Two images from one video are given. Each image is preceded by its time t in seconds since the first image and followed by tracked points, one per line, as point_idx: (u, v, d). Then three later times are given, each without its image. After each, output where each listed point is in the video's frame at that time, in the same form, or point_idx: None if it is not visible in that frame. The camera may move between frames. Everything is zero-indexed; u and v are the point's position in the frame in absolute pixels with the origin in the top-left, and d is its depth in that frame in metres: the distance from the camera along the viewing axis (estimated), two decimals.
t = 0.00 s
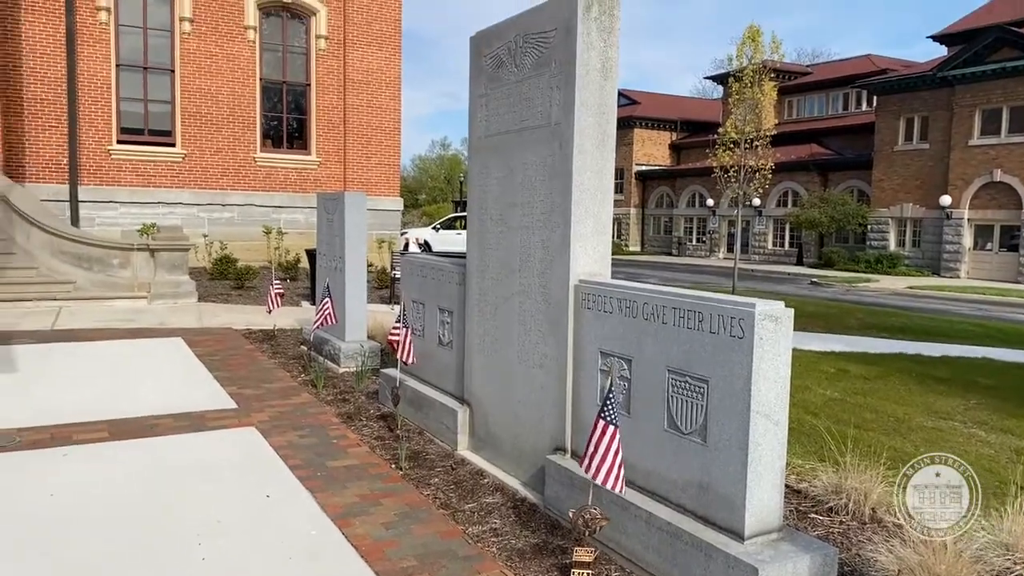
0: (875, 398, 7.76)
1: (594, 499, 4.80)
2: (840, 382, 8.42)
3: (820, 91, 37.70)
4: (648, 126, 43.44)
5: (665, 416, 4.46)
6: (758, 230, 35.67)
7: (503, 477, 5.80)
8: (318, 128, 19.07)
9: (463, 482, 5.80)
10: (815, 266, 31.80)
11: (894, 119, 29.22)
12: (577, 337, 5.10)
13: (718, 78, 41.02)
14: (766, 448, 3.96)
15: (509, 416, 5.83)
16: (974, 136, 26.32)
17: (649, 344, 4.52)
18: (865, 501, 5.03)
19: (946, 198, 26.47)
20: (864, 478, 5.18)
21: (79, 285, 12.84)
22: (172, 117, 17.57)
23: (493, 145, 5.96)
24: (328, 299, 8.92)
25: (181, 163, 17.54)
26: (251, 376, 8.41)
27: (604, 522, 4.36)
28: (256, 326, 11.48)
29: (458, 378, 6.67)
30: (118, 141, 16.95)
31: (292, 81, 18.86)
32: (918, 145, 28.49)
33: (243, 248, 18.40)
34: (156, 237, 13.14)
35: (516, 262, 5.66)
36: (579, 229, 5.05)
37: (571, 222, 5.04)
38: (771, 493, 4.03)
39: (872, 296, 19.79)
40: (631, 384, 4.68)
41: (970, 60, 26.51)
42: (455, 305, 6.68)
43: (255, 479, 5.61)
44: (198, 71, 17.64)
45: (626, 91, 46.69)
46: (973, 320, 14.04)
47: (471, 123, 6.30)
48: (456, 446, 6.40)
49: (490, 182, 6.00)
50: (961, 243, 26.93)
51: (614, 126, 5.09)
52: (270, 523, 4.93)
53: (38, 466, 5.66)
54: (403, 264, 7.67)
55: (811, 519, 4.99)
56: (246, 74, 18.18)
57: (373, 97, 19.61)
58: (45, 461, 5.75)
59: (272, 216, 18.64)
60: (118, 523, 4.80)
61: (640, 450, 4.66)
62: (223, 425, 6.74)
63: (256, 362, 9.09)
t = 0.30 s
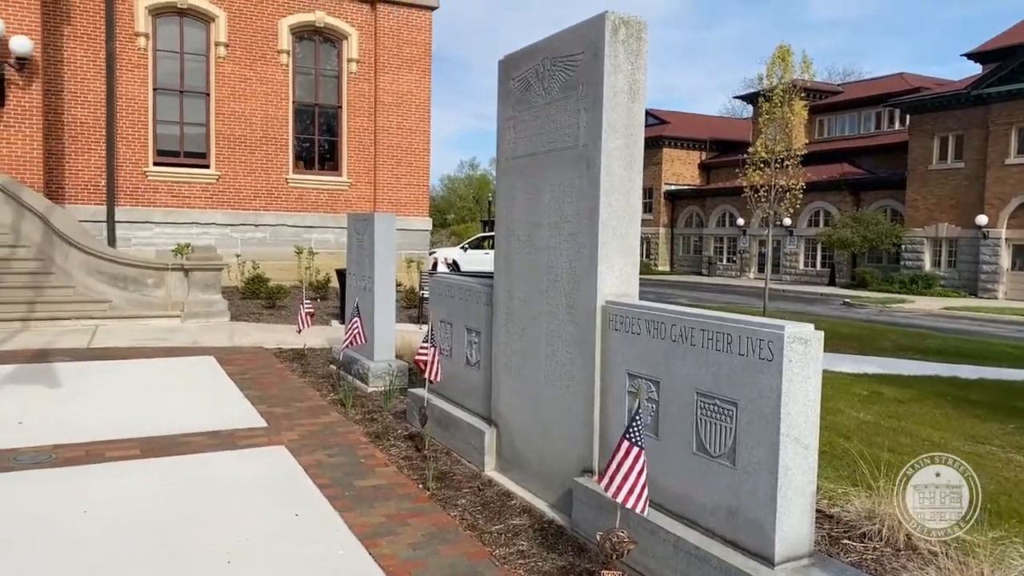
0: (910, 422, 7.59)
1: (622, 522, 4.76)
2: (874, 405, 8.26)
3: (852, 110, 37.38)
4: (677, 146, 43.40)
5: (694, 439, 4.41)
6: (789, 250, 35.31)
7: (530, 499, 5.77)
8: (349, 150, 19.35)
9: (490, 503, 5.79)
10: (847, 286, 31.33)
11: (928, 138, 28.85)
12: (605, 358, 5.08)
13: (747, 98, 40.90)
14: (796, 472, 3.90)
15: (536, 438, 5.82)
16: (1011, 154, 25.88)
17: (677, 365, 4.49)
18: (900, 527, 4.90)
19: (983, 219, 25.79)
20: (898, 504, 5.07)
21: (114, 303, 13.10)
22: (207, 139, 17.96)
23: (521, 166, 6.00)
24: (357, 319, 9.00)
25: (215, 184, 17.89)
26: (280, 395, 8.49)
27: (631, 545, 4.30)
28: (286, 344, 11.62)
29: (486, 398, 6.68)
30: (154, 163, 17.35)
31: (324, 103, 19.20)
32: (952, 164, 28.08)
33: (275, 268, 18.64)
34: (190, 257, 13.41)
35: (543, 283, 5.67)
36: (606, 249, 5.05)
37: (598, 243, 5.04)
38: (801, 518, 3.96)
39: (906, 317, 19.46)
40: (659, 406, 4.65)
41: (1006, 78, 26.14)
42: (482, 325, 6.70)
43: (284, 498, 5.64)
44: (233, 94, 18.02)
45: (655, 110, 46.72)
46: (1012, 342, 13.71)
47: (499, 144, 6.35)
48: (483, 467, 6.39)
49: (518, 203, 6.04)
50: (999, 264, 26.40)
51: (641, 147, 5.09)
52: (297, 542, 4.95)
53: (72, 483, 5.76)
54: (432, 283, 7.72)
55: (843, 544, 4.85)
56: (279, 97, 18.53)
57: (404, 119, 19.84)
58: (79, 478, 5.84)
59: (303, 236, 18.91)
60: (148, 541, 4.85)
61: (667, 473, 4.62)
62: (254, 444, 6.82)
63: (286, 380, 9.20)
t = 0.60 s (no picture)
0: (946, 445, 7.42)
1: (650, 543, 4.70)
2: (908, 426, 8.10)
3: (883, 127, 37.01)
4: (706, 164, 43.29)
5: (723, 461, 4.36)
6: (820, 269, 34.90)
7: (557, 520, 5.74)
8: (378, 170, 19.58)
9: (517, 523, 5.76)
10: (880, 305, 30.84)
11: (962, 155, 28.44)
12: (633, 378, 5.06)
13: (777, 116, 40.70)
14: (828, 494, 3.83)
15: (563, 458, 5.79)
16: None
17: (706, 386, 4.46)
18: (935, 552, 4.76)
19: (1020, 235, 24.74)
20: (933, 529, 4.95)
21: (148, 321, 13.32)
22: (240, 160, 18.30)
23: (548, 186, 6.02)
24: (385, 337, 9.08)
25: (247, 205, 18.20)
26: (309, 412, 8.56)
27: (660, 567, 4.23)
28: (315, 362, 11.72)
29: (513, 418, 6.67)
30: (188, 183, 17.70)
31: (353, 124, 19.47)
32: (987, 182, 27.64)
33: (305, 286, 18.83)
34: (223, 276, 13.62)
35: (571, 302, 5.67)
36: (633, 269, 5.04)
37: (626, 263, 5.03)
38: (833, 542, 3.89)
39: (941, 337, 19.11)
40: (688, 427, 4.60)
41: None
42: (509, 344, 6.71)
43: (312, 516, 5.66)
44: (266, 115, 18.35)
45: (683, 129, 46.67)
46: None
47: (527, 164, 6.39)
48: (510, 487, 6.37)
49: (545, 223, 6.06)
50: None
51: (669, 167, 5.09)
52: (325, 560, 4.96)
53: (105, 498, 5.84)
54: (459, 302, 7.76)
55: (876, 569, 4.68)
56: (310, 118, 18.83)
57: (432, 140, 20.01)
58: (112, 493, 5.94)
59: (333, 255, 19.11)
60: (179, 556, 4.90)
61: (696, 494, 4.57)
62: (283, 461, 6.88)
63: (315, 398, 9.27)
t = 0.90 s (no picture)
0: (983, 467, 7.26)
1: (679, 565, 4.66)
2: (942, 448, 7.95)
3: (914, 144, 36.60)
4: (734, 182, 43.08)
5: (753, 481, 4.32)
6: (851, 286, 34.45)
7: (585, 540, 5.71)
8: (407, 189, 19.80)
9: (545, 543, 5.75)
10: (913, 323, 30.33)
11: (996, 172, 28.01)
12: (661, 397, 5.04)
13: (806, 132, 40.43)
14: (860, 517, 3.77)
15: (591, 477, 5.77)
16: None
17: (735, 406, 4.42)
18: None
19: None
20: (970, 554, 4.85)
21: (180, 338, 13.52)
22: (271, 179, 18.61)
23: (576, 205, 6.04)
24: (413, 354, 9.13)
25: (277, 223, 18.47)
26: (338, 429, 8.62)
27: None
28: (344, 379, 11.80)
29: (540, 436, 6.66)
30: (220, 202, 18.03)
31: (382, 143, 19.71)
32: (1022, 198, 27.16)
33: (333, 303, 19.02)
34: (254, 293, 13.80)
35: (599, 320, 5.67)
36: (661, 287, 5.03)
37: (654, 282, 5.02)
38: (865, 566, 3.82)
39: (977, 356, 18.73)
40: (718, 447, 4.57)
41: None
42: (536, 363, 6.72)
43: (339, 534, 5.68)
44: (297, 136, 18.66)
45: (711, 146, 46.53)
46: None
47: (554, 184, 6.42)
48: (537, 506, 6.35)
49: (572, 242, 6.08)
50: None
51: (697, 185, 5.09)
52: None
53: (137, 514, 5.93)
54: (486, 320, 7.78)
55: None
56: (340, 138, 19.09)
57: (460, 159, 20.16)
58: (144, 509, 6.04)
59: (361, 272, 19.28)
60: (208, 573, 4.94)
61: (725, 515, 4.53)
62: (313, 478, 6.93)
63: (344, 415, 9.32)
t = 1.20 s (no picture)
0: None
1: None
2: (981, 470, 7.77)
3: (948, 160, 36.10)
4: (763, 199, 42.80)
5: (785, 503, 4.25)
6: (884, 305, 33.92)
7: (614, 561, 5.66)
8: (435, 207, 19.96)
9: (573, 563, 5.70)
10: (949, 342, 29.77)
11: None
12: (691, 416, 4.99)
13: (836, 149, 40.06)
14: (897, 541, 3.70)
15: (621, 497, 5.72)
16: None
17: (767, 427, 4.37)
18: None
19: None
20: None
21: (212, 355, 13.71)
22: (302, 198, 18.86)
23: (604, 223, 6.04)
24: (441, 372, 9.17)
25: (307, 242, 18.70)
26: (366, 447, 8.66)
27: None
28: (372, 397, 11.87)
29: (568, 455, 6.64)
30: (253, 222, 18.32)
31: (411, 163, 19.90)
32: None
33: (363, 321, 19.16)
34: (285, 311, 13.96)
35: (627, 339, 5.65)
36: (691, 306, 5.00)
37: (684, 301, 4.99)
38: None
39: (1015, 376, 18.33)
40: (749, 468, 4.51)
41: None
42: (564, 381, 6.70)
43: (368, 551, 5.69)
44: (328, 156, 18.91)
45: (740, 164, 46.32)
46: None
47: (582, 202, 6.43)
48: (566, 526, 6.31)
49: (601, 260, 6.08)
50: None
51: (727, 204, 5.07)
52: None
53: (170, 529, 6.00)
54: (514, 338, 7.78)
55: None
56: (370, 158, 19.31)
57: (488, 177, 20.28)
58: (177, 525, 6.11)
59: (390, 290, 19.43)
60: None
61: (757, 537, 4.46)
62: (342, 496, 6.96)
63: (373, 433, 9.37)
